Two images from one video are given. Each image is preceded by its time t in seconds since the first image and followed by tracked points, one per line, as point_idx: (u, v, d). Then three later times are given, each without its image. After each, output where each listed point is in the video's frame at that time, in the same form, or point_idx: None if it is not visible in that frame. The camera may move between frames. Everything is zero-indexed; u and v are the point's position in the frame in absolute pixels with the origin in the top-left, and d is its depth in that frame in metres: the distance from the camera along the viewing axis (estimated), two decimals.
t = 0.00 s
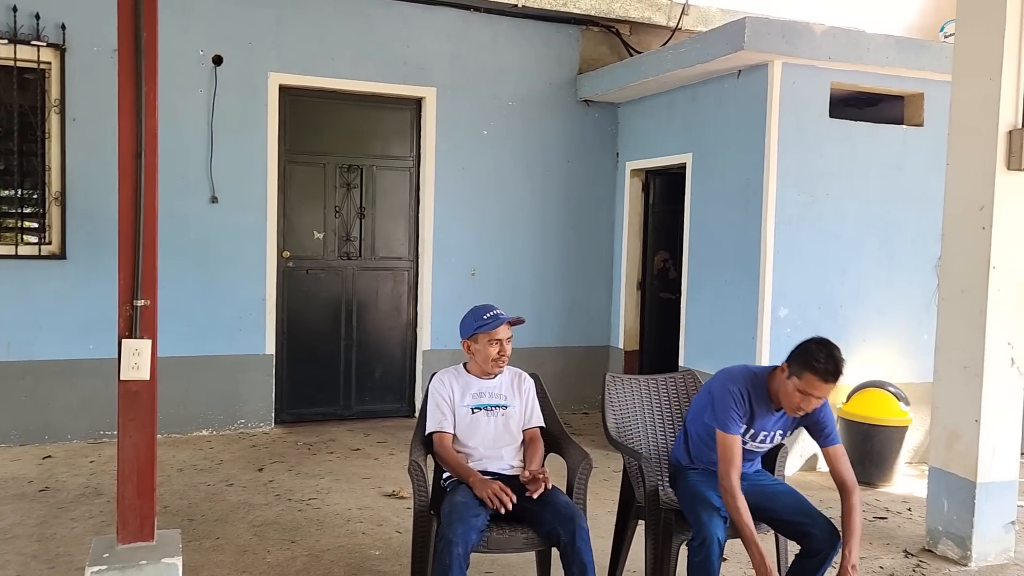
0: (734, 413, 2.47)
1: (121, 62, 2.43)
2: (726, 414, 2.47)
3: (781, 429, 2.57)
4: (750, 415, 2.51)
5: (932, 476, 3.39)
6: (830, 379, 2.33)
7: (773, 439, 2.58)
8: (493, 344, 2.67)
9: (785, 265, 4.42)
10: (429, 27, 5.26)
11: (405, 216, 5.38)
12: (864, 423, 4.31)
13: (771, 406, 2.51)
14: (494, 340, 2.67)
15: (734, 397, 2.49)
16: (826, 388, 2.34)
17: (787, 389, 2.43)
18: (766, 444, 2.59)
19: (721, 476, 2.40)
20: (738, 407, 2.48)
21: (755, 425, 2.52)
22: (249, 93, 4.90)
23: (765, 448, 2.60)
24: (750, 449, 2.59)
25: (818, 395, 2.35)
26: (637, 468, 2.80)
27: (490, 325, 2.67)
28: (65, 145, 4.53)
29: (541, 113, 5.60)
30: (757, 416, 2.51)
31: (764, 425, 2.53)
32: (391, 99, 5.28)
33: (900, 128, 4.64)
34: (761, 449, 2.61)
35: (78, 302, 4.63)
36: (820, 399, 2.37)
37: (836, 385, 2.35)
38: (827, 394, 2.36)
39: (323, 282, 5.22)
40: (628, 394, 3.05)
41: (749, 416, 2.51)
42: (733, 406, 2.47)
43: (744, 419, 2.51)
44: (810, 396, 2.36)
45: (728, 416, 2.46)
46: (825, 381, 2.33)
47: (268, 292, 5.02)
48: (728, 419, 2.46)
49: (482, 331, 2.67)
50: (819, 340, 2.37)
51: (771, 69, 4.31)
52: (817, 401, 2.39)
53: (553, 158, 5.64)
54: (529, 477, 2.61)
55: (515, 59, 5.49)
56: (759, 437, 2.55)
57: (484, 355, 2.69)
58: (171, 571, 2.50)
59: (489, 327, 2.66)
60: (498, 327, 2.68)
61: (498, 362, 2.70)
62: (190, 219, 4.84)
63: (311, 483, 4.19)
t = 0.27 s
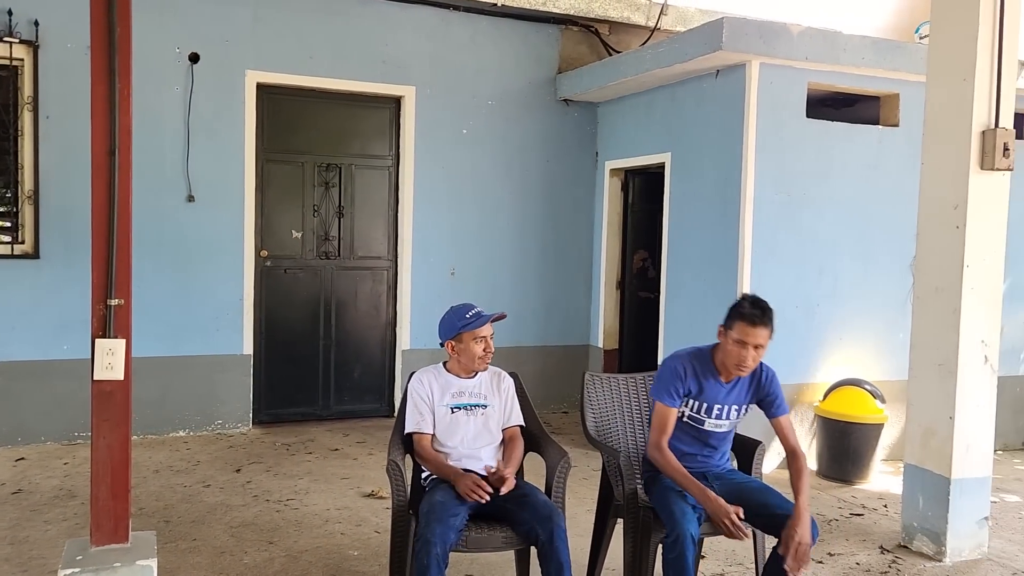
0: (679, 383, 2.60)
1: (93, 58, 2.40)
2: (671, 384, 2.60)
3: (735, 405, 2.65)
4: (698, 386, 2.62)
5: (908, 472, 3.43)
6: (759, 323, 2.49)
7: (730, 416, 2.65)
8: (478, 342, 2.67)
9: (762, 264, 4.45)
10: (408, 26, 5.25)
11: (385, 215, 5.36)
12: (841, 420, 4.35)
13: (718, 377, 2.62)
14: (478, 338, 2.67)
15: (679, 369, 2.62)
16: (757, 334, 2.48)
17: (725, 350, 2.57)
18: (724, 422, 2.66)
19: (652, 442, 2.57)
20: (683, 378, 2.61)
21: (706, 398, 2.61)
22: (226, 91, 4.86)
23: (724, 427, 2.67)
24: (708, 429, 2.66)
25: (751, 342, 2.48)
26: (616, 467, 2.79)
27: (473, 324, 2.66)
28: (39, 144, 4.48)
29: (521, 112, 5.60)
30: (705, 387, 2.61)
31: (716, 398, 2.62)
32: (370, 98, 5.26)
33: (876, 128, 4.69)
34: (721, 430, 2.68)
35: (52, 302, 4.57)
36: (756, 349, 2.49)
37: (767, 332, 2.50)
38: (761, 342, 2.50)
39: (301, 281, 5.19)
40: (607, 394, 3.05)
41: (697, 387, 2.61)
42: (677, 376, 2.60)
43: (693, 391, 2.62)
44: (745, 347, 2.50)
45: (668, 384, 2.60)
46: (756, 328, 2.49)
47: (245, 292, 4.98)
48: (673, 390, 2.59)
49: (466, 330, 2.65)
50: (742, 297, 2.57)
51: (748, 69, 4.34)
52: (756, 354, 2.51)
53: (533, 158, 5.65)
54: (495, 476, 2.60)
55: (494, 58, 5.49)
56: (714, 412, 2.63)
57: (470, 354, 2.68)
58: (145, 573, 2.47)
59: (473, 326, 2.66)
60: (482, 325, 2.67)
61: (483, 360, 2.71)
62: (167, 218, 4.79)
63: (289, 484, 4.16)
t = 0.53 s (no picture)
0: (639, 370, 2.68)
1: (71, 55, 2.37)
2: (632, 372, 2.67)
3: (697, 389, 2.71)
4: (659, 372, 2.69)
5: (888, 470, 3.46)
6: (701, 294, 2.65)
7: (693, 401, 2.71)
8: (461, 340, 2.66)
9: (744, 263, 4.47)
10: (390, 25, 5.24)
11: (367, 215, 5.34)
12: (823, 419, 4.38)
13: (676, 362, 2.70)
14: (461, 336, 2.66)
15: (637, 358, 2.70)
16: (701, 303, 2.63)
17: (676, 330, 2.69)
18: (688, 407, 2.71)
19: (624, 435, 2.64)
20: (643, 366, 2.69)
21: (667, 383, 2.68)
22: (207, 90, 4.83)
23: (689, 414, 2.72)
24: (675, 415, 2.71)
25: (696, 311, 2.62)
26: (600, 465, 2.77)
27: (456, 322, 2.66)
28: (17, 142, 4.42)
29: (504, 112, 5.60)
30: (665, 373, 2.69)
31: (677, 382, 2.68)
32: (352, 97, 5.25)
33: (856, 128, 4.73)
34: (687, 416, 2.72)
35: (30, 302, 4.52)
36: (702, 318, 2.62)
37: (711, 302, 2.64)
38: (706, 311, 2.63)
39: (283, 281, 5.16)
40: (590, 392, 3.05)
41: (658, 373, 2.69)
42: (637, 363, 2.68)
43: (654, 377, 2.69)
44: (691, 317, 2.62)
45: (626, 370, 2.69)
46: (699, 299, 2.64)
47: (227, 292, 4.95)
48: (635, 376, 2.66)
49: (449, 328, 2.65)
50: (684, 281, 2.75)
51: (730, 70, 4.37)
52: (704, 323, 2.63)
53: (516, 157, 5.65)
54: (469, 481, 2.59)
55: (477, 58, 5.48)
56: (678, 397, 2.69)
57: (453, 352, 2.67)
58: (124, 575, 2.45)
59: (456, 324, 2.66)
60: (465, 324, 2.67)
61: (466, 359, 2.70)
62: (147, 218, 4.75)
63: (271, 485, 4.14)
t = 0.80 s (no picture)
0: (624, 361, 2.71)
1: (54, 53, 2.35)
2: (616, 362, 2.70)
3: (680, 385, 2.72)
4: (643, 365, 2.72)
5: (872, 468, 3.49)
6: (681, 288, 2.69)
7: (676, 397, 2.72)
8: (444, 340, 2.66)
9: (730, 263, 4.49)
10: (377, 24, 5.22)
11: (354, 214, 5.32)
12: (809, 417, 4.40)
13: (660, 355, 2.72)
14: (445, 336, 2.66)
15: (622, 350, 2.74)
16: (681, 297, 2.67)
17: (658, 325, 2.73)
18: (671, 403, 2.72)
19: (611, 428, 2.65)
20: (628, 358, 2.72)
21: (650, 374, 2.70)
22: (192, 89, 4.80)
23: (673, 409, 2.73)
24: (658, 410, 2.71)
25: (676, 303, 2.66)
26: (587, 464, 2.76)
27: (440, 321, 2.66)
28: None
29: (491, 112, 5.59)
30: (649, 365, 2.71)
31: (660, 375, 2.70)
32: (338, 96, 5.23)
33: (841, 129, 4.76)
34: (671, 412, 2.73)
35: (12, 303, 4.48)
36: (683, 311, 2.66)
37: (692, 295, 2.68)
38: (687, 304, 2.67)
39: (269, 281, 5.14)
40: (577, 391, 3.06)
41: (643, 365, 2.71)
42: (622, 355, 2.72)
43: (639, 369, 2.71)
44: (671, 309, 2.66)
45: (612, 362, 2.72)
46: (680, 292, 2.68)
47: (212, 292, 4.92)
48: (619, 367, 2.69)
49: (433, 327, 2.65)
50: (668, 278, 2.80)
51: (716, 70, 4.38)
52: (684, 316, 2.66)
53: (503, 157, 5.65)
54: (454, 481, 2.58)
55: (463, 57, 5.48)
56: (661, 391, 2.70)
57: (436, 351, 2.67)
58: None
59: (440, 324, 2.65)
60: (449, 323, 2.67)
61: (449, 359, 2.69)
62: (131, 217, 4.71)
63: (257, 486, 4.11)
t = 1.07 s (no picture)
0: (623, 359, 2.72)
1: (44, 52, 2.34)
2: (615, 360, 2.73)
3: (677, 388, 2.72)
4: (641, 365, 2.72)
5: (862, 468, 3.51)
6: (678, 298, 2.66)
7: (672, 399, 2.72)
8: (435, 340, 2.65)
9: (721, 264, 4.51)
10: (368, 24, 5.22)
11: (345, 214, 5.31)
12: (800, 417, 4.42)
13: (659, 358, 2.73)
14: (435, 337, 2.65)
15: (622, 348, 2.76)
16: (678, 307, 2.64)
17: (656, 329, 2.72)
18: (666, 405, 2.72)
19: (607, 422, 2.66)
20: (627, 357, 2.73)
21: (647, 375, 2.71)
22: (182, 89, 4.78)
23: (667, 411, 2.73)
24: (652, 410, 2.72)
25: (670, 313, 2.65)
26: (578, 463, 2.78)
27: (431, 322, 2.66)
28: None
29: (482, 112, 5.59)
30: (646, 366, 2.72)
31: (657, 377, 2.71)
32: (329, 96, 5.22)
33: (831, 129, 4.78)
34: (665, 413, 2.73)
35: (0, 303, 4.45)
36: (677, 321, 2.65)
37: (689, 306, 2.65)
38: (682, 315, 2.64)
39: (260, 281, 5.12)
40: (569, 391, 3.06)
41: (641, 364, 2.72)
42: (621, 353, 2.73)
43: (637, 369, 2.72)
44: (665, 318, 2.66)
45: (611, 361, 2.73)
46: (676, 302, 2.65)
47: (202, 292, 4.90)
48: (617, 365, 2.71)
49: (424, 327, 2.65)
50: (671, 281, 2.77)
51: (707, 71, 4.39)
52: (677, 326, 2.65)
53: (494, 157, 5.65)
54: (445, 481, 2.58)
55: (455, 57, 5.48)
56: (657, 392, 2.71)
57: (426, 351, 2.66)
58: None
59: (431, 324, 2.65)
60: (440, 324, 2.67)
61: (439, 360, 2.69)
62: (121, 217, 4.69)
63: (248, 487, 4.10)
